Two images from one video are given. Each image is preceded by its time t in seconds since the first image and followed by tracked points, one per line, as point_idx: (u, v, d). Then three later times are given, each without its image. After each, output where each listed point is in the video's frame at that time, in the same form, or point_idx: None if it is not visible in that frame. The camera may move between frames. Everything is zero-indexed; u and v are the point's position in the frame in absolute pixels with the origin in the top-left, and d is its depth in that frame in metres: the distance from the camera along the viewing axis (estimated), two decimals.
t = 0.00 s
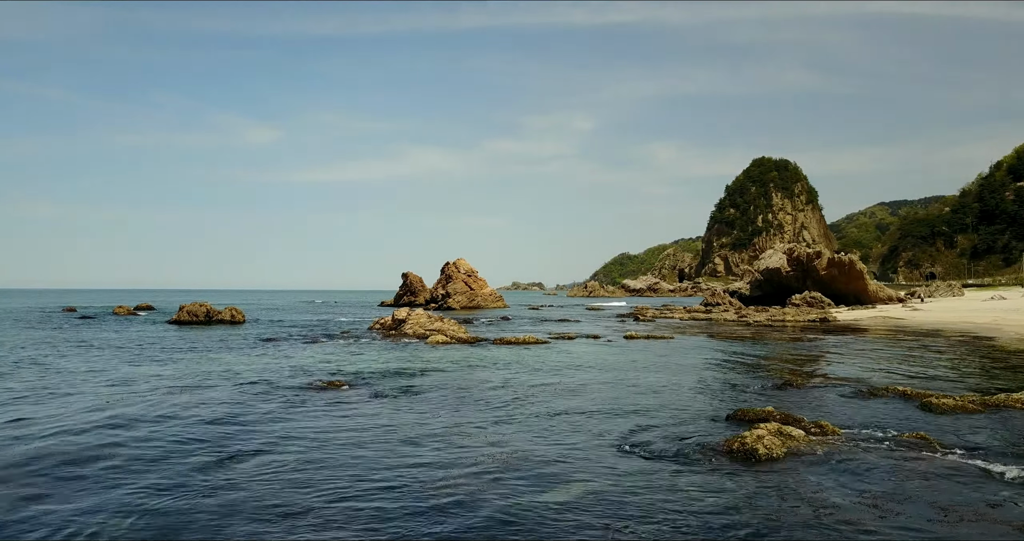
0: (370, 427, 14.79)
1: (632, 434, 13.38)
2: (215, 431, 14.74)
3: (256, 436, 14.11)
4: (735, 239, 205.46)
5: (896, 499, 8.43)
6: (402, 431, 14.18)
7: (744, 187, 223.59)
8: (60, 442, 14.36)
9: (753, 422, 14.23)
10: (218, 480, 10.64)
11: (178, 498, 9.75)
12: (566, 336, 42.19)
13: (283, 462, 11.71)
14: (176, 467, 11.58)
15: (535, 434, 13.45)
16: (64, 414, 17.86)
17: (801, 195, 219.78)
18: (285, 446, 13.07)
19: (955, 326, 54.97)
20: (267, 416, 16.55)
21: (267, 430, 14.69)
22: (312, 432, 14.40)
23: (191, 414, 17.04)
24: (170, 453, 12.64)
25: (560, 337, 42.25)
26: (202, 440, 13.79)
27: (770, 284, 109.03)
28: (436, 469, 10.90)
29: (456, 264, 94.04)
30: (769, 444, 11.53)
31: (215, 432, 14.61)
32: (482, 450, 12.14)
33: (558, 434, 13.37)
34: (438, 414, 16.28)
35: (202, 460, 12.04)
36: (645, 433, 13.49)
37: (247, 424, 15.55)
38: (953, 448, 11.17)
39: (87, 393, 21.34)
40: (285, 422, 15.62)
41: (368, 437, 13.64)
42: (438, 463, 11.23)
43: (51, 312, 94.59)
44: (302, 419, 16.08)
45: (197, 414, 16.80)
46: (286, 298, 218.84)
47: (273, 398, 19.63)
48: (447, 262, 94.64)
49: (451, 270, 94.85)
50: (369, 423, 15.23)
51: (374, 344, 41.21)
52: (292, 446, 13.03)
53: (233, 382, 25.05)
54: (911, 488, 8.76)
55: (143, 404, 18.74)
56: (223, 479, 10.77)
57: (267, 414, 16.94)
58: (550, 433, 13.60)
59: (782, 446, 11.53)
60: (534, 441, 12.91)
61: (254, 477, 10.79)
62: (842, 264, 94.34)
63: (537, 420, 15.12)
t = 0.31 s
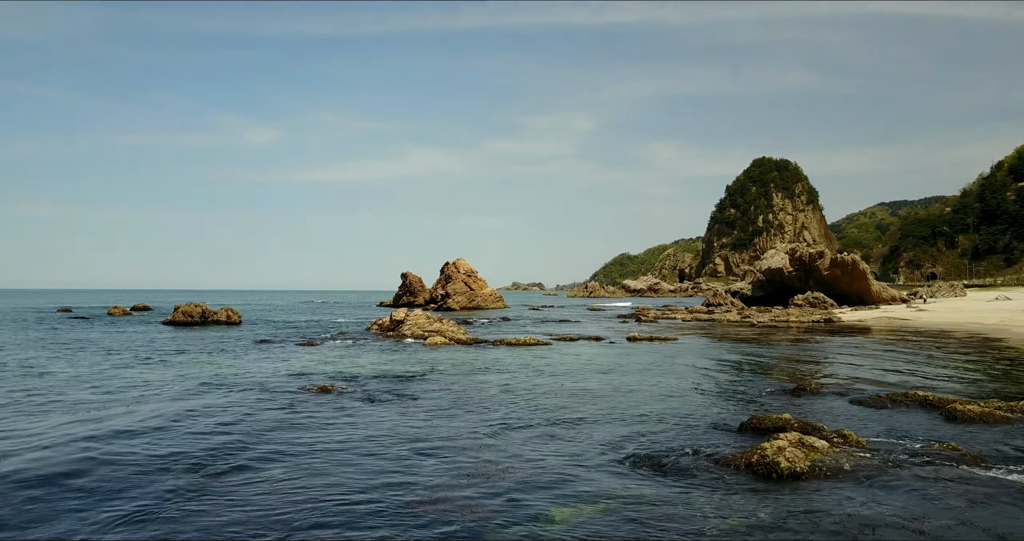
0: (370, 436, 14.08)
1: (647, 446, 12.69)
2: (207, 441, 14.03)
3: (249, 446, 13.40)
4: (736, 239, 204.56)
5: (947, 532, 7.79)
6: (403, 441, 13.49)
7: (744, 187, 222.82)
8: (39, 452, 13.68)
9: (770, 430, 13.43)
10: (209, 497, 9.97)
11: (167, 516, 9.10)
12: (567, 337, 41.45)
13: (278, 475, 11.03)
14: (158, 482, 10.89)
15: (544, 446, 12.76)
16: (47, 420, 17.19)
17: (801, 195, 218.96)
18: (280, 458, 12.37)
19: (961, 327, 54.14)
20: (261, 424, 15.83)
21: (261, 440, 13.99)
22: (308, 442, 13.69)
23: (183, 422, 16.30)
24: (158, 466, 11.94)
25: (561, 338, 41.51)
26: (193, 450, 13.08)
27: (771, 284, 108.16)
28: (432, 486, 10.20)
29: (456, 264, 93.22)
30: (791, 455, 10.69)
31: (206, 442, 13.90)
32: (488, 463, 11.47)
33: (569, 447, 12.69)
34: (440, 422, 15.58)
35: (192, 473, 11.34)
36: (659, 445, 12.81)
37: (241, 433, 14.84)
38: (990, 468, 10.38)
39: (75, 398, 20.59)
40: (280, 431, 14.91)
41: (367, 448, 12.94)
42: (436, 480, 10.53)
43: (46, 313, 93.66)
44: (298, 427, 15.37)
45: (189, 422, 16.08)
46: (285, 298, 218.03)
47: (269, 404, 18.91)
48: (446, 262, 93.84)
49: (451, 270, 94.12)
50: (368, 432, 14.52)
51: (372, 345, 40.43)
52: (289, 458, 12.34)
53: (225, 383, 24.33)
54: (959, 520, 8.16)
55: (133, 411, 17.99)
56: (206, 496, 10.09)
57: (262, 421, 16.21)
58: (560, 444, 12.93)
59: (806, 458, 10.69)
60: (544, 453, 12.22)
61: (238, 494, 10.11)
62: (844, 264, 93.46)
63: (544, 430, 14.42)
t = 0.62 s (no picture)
0: (363, 448, 13.32)
1: (658, 458, 11.94)
2: (191, 454, 13.28)
3: (236, 460, 12.66)
4: (736, 239, 203.68)
5: None
6: (398, 453, 12.74)
7: (744, 187, 222.01)
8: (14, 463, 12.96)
9: (788, 440, 12.65)
10: (188, 518, 9.24)
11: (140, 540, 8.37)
12: (569, 339, 40.67)
13: (263, 493, 10.28)
14: (132, 499, 10.17)
15: (549, 458, 12.01)
16: (26, 428, 16.45)
17: (802, 195, 217.94)
18: (268, 473, 11.62)
19: (968, 328, 53.20)
20: (250, 435, 15.09)
21: (249, 452, 13.23)
22: (299, 455, 12.94)
23: (170, 433, 15.57)
24: (137, 483, 11.20)
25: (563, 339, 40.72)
26: (176, 464, 12.34)
27: (774, 284, 107.27)
28: (427, 506, 9.49)
29: (456, 264, 92.35)
30: (815, 468, 9.97)
31: (191, 455, 13.15)
32: (489, 479, 10.72)
33: (575, 459, 11.94)
34: (439, 430, 14.81)
35: (172, 490, 10.60)
36: (672, 457, 12.06)
37: (229, 444, 14.11)
38: None
39: (61, 405, 19.87)
40: (269, 443, 14.16)
41: (361, 461, 12.18)
42: (431, 498, 9.80)
43: (42, 314, 92.95)
44: (289, 438, 14.62)
45: (175, 431, 15.34)
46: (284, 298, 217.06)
47: (260, 411, 18.16)
48: (446, 261, 92.98)
49: (451, 270, 93.24)
50: (362, 443, 13.77)
51: (370, 347, 39.63)
52: (277, 474, 11.59)
53: (215, 387, 23.52)
54: None
55: (119, 421, 17.26)
56: (182, 514, 9.40)
57: (251, 431, 15.47)
58: (566, 456, 12.16)
59: (830, 470, 9.96)
60: (549, 467, 11.47)
61: (217, 513, 9.39)
62: (848, 264, 92.48)
63: (548, 438, 13.66)
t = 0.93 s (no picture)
0: (351, 459, 12.32)
1: (672, 475, 10.99)
2: (165, 462, 12.30)
3: (214, 471, 11.68)
4: (737, 239, 202.77)
5: None
6: (390, 466, 11.76)
7: (745, 187, 221.11)
8: None
9: (812, 454, 11.65)
10: None
11: None
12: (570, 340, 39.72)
13: (236, 512, 9.31)
14: (96, 517, 9.22)
15: (552, 474, 11.06)
16: None
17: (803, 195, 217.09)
18: (244, 486, 10.63)
19: (976, 328, 52.27)
20: (233, 441, 14.14)
21: (229, 460, 12.26)
22: (283, 465, 11.96)
23: (143, 435, 14.58)
24: (102, 496, 10.21)
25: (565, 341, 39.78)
26: (149, 474, 11.38)
27: (776, 285, 106.32)
28: (418, 530, 8.53)
29: (455, 264, 91.35)
30: (850, 487, 8.97)
31: (165, 463, 12.16)
32: (488, 499, 9.76)
33: (580, 476, 10.95)
34: (435, 440, 13.87)
35: (138, 508, 9.62)
36: (685, 474, 11.13)
37: (209, 451, 13.13)
38: None
39: (35, 404, 18.86)
40: (251, 449, 13.19)
41: (348, 474, 11.21)
42: (423, 521, 8.82)
43: (36, 314, 91.87)
44: (273, 445, 13.64)
45: (151, 436, 14.39)
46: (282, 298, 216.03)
47: (247, 416, 17.20)
48: (445, 261, 92.00)
49: (450, 270, 92.25)
50: (351, 454, 12.76)
51: (367, 350, 38.66)
52: (257, 487, 10.61)
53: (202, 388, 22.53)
54: None
55: (92, 419, 16.29)
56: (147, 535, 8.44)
57: (232, 436, 14.47)
58: (570, 472, 11.23)
59: (868, 490, 8.95)
60: (553, 484, 10.50)
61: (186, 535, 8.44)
62: (850, 264, 91.54)
63: (549, 450, 12.71)
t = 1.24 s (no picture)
0: (344, 478, 11.42)
1: (689, 493, 10.10)
2: (142, 482, 11.39)
3: (196, 493, 10.76)
4: (737, 239, 201.71)
5: None
6: (385, 486, 10.86)
7: (745, 186, 220.01)
8: None
9: (842, 469, 10.61)
10: None
11: None
12: (573, 341, 38.76)
13: None
14: None
15: (559, 493, 10.14)
16: None
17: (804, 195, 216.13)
18: (226, 512, 9.72)
19: (984, 329, 51.27)
20: (219, 456, 13.23)
21: (212, 481, 11.35)
22: (270, 486, 11.05)
23: (125, 450, 13.69)
24: (67, 526, 9.28)
25: (568, 342, 38.81)
26: (126, 498, 10.49)
27: (778, 284, 105.36)
28: None
29: (455, 263, 90.30)
30: (897, 511, 7.95)
31: (143, 484, 11.27)
32: (492, 525, 8.84)
33: (587, 493, 10.09)
34: (433, 453, 12.99)
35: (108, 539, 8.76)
36: (703, 491, 10.22)
37: (193, 469, 12.23)
38: None
39: (14, 413, 17.94)
40: (237, 466, 12.30)
41: (339, 498, 10.29)
42: None
43: (30, 314, 90.74)
44: (260, 462, 12.73)
45: (133, 452, 13.50)
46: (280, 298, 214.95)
47: (237, 427, 16.29)
48: (445, 261, 90.96)
49: (449, 270, 91.22)
50: (342, 471, 11.86)
51: (364, 352, 37.69)
52: (240, 513, 9.69)
53: (191, 396, 21.60)
54: None
55: (73, 433, 15.38)
56: None
57: (218, 451, 13.58)
58: (578, 489, 10.33)
59: (917, 515, 7.92)
60: (560, 505, 9.58)
61: None
62: (854, 263, 90.51)
63: (553, 464, 11.82)
